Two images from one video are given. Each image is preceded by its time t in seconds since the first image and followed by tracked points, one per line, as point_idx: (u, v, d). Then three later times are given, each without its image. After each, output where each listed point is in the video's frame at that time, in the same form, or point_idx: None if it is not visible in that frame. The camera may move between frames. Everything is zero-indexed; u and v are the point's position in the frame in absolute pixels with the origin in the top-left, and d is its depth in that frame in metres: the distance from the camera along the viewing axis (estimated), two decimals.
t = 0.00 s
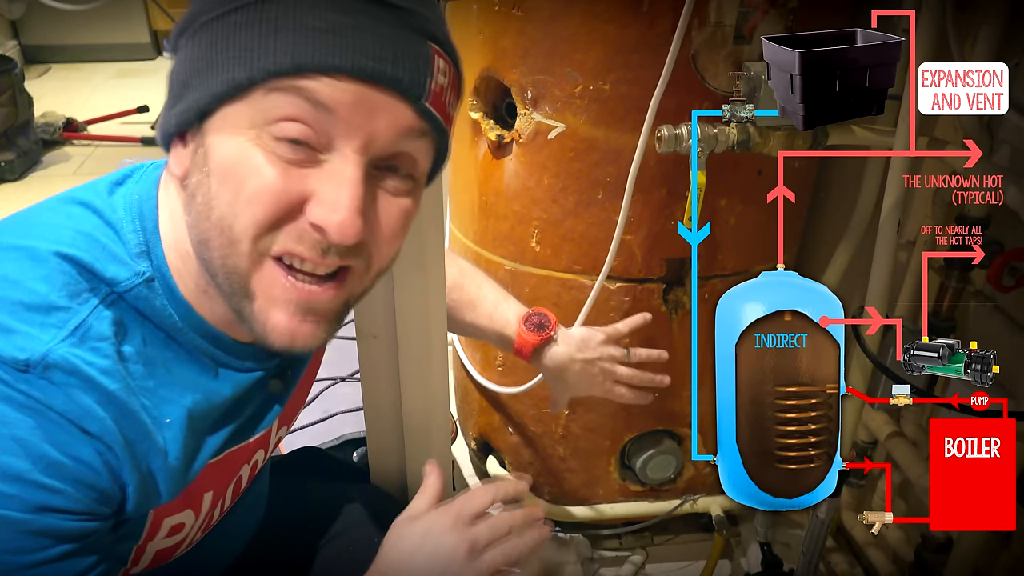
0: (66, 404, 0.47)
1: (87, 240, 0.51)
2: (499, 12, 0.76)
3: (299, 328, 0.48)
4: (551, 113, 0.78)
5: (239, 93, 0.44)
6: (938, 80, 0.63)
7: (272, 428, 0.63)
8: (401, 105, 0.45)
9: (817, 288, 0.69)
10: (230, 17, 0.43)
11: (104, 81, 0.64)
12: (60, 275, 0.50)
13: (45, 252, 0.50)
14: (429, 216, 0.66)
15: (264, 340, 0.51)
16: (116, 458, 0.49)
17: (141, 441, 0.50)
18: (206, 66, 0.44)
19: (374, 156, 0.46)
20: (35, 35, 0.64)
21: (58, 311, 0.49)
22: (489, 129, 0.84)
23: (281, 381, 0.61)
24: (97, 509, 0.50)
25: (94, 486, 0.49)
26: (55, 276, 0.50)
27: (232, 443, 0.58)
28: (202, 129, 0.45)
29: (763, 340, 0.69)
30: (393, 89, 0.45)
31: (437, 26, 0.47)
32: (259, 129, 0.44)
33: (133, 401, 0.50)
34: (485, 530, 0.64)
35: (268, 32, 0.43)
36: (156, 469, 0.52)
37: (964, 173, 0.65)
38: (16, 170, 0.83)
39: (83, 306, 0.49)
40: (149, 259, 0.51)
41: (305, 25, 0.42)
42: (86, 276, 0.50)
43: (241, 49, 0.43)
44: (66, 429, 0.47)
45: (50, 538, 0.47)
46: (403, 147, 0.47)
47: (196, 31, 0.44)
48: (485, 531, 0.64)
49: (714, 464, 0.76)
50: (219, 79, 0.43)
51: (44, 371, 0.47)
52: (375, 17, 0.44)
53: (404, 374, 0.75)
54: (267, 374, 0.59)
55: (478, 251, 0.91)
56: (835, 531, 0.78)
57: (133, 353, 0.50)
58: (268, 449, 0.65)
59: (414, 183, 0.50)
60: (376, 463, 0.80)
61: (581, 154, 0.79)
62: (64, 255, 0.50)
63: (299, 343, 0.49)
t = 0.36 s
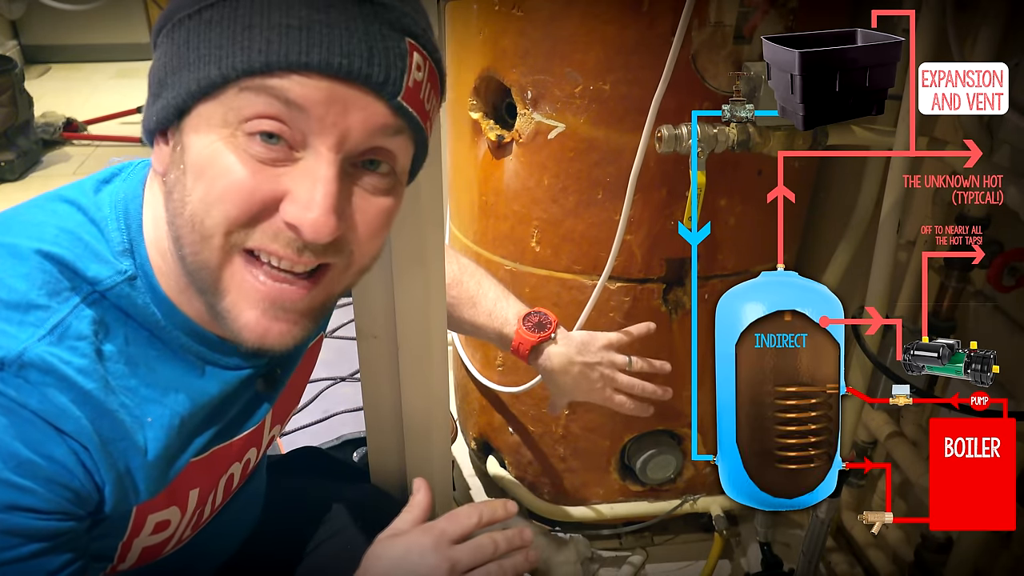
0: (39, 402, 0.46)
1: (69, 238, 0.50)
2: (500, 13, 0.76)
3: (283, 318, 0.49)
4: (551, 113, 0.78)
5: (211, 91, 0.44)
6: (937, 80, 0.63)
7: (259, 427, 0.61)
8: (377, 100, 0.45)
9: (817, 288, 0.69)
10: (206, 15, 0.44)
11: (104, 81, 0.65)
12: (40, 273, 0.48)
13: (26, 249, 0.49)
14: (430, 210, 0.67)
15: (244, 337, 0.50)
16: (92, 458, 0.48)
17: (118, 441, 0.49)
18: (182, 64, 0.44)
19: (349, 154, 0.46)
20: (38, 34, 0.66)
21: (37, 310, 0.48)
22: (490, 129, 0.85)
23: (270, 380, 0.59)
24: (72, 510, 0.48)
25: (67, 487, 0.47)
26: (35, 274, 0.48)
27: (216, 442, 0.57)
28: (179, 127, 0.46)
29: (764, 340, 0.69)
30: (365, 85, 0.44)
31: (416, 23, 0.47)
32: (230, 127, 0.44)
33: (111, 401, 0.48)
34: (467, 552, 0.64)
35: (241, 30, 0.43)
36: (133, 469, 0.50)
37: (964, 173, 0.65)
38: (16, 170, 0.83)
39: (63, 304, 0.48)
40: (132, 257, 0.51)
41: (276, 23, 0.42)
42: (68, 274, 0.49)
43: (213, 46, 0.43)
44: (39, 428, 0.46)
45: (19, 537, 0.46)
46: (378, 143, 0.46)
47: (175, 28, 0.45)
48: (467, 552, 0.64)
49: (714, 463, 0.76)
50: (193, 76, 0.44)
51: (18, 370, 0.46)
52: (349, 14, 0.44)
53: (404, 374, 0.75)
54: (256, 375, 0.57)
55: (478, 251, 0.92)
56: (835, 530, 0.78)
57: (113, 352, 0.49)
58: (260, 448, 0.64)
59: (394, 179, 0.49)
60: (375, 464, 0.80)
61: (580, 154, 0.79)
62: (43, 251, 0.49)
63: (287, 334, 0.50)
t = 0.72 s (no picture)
0: (40, 392, 0.46)
1: (71, 231, 0.50)
2: (500, 12, 0.76)
3: (275, 310, 0.49)
4: (550, 113, 0.78)
5: (210, 82, 0.44)
6: (937, 80, 0.63)
7: (258, 426, 0.61)
8: (375, 93, 0.45)
9: (817, 289, 0.69)
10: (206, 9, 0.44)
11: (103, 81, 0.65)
12: (41, 264, 0.48)
13: (28, 240, 0.49)
14: (431, 210, 0.67)
15: (247, 332, 0.50)
16: (91, 449, 0.48)
17: (118, 432, 0.49)
18: (182, 58, 0.45)
19: (345, 143, 0.45)
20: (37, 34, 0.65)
21: (38, 301, 0.47)
22: (490, 129, 0.85)
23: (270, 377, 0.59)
24: (70, 500, 0.48)
25: (65, 477, 0.47)
26: (36, 265, 0.48)
27: (215, 439, 0.57)
28: (178, 120, 0.46)
29: (764, 340, 0.69)
30: (360, 75, 0.44)
31: (411, 15, 0.47)
32: (227, 119, 0.44)
33: (111, 393, 0.48)
34: (462, 552, 0.64)
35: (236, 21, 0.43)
36: (131, 461, 0.50)
37: (964, 173, 0.65)
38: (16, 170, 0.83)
39: (64, 296, 0.48)
40: (134, 252, 0.50)
41: (271, 13, 0.42)
42: (70, 267, 0.49)
43: (211, 39, 0.43)
44: (40, 418, 0.46)
45: (15, 527, 0.46)
46: (374, 133, 0.46)
47: (175, 21, 0.45)
48: (462, 551, 0.64)
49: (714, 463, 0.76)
50: (192, 70, 0.44)
51: (19, 359, 0.46)
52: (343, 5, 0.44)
53: (404, 375, 0.75)
54: (256, 372, 0.57)
55: (478, 251, 0.92)
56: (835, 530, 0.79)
57: (114, 344, 0.49)
58: (259, 446, 0.64)
59: (390, 173, 0.49)
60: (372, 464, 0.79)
61: (581, 154, 0.79)
62: (45, 244, 0.49)
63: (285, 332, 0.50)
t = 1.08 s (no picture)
0: (41, 392, 0.45)
1: (72, 232, 0.48)
2: (500, 12, 0.76)
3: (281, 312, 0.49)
4: (550, 113, 0.78)
5: (236, 97, 0.43)
6: (937, 80, 0.63)
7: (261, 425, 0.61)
8: (386, 94, 0.45)
9: (817, 288, 0.69)
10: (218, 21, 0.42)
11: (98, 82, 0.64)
12: (42, 265, 0.47)
13: (27, 240, 0.47)
14: (432, 211, 0.67)
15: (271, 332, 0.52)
16: (92, 449, 0.48)
17: (119, 431, 0.49)
18: (194, 75, 0.42)
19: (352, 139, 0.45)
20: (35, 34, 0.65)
21: (39, 301, 0.46)
22: (490, 129, 0.85)
23: (272, 372, 0.59)
24: (70, 500, 0.48)
25: (65, 477, 0.47)
26: (37, 265, 0.46)
27: (216, 438, 0.57)
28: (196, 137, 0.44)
29: (763, 340, 0.69)
30: (388, 75, 0.45)
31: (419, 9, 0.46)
32: (257, 131, 0.44)
33: (114, 392, 0.48)
34: (461, 544, 0.64)
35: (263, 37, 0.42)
36: (132, 460, 0.51)
37: (964, 173, 0.65)
38: (15, 172, 0.74)
39: (66, 297, 0.47)
40: (135, 253, 0.49)
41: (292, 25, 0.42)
42: (71, 269, 0.47)
43: (235, 56, 0.42)
44: (41, 419, 0.45)
45: (14, 526, 0.46)
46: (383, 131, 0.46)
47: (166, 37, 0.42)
48: (460, 543, 0.64)
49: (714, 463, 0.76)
50: (214, 88, 0.42)
51: (21, 360, 0.45)
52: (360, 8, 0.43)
53: (404, 376, 0.75)
54: (258, 369, 0.57)
55: (477, 251, 0.91)
56: (834, 530, 0.78)
57: (117, 344, 0.48)
58: (260, 446, 0.63)
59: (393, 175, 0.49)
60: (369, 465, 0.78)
61: (581, 154, 0.79)
62: (43, 244, 0.47)
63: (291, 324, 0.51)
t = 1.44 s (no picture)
0: (50, 402, 0.43)
1: (70, 239, 0.48)
2: (500, 13, 0.76)
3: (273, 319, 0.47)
4: (550, 113, 0.78)
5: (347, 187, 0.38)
6: (937, 80, 0.64)
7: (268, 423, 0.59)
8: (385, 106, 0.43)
9: (817, 289, 0.69)
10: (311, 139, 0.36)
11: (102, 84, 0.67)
12: (43, 275, 0.46)
13: (31, 252, 0.47)
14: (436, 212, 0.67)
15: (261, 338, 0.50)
16: (104, 456, 0.45)
17: (132, 437, 0.46)
18: (318, 196, 0.38)
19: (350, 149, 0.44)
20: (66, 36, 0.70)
21: (42, 312, 0.45)
22: (490, 129, 0.85)
23: (280, 367, 0.57)
24: (84, 507, 0.45)
25: (78, 486, 0.44)
26: (37, 275, 0.46)
27: (228, 436, 0.55)
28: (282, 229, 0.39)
29: (764, 340, 0.69)
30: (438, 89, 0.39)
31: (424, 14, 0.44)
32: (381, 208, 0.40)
33: (125, 398, 0.45)
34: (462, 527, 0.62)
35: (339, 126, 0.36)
36: (146, 464, 0.47)
37: (964, 173, 0.65)
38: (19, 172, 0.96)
39: (68, 306, 0.45)
40: (135, 258, 0.46)
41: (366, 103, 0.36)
42: (73, 278, 0.46)
43: (337, 164, 0.37)
44: (51, 429, 0.43)
45: (32, 537, 0.43)
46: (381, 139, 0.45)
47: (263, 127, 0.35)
48: (464, 529, 0.62)
49: (715, 463, 0.77)
50: (339, 200, 0.38)
51: (28, 372, 0.43)
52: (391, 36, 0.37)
53: (403, 378, 0.75)
54: (265, 364, 0.54)
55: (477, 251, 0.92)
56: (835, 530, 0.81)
57: (124, 350, 0.46)
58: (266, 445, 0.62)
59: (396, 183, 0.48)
60: (372, 463, 0.79)
61: (581, 154, 0.79)
62: (48, 255, 0.47)
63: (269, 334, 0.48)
